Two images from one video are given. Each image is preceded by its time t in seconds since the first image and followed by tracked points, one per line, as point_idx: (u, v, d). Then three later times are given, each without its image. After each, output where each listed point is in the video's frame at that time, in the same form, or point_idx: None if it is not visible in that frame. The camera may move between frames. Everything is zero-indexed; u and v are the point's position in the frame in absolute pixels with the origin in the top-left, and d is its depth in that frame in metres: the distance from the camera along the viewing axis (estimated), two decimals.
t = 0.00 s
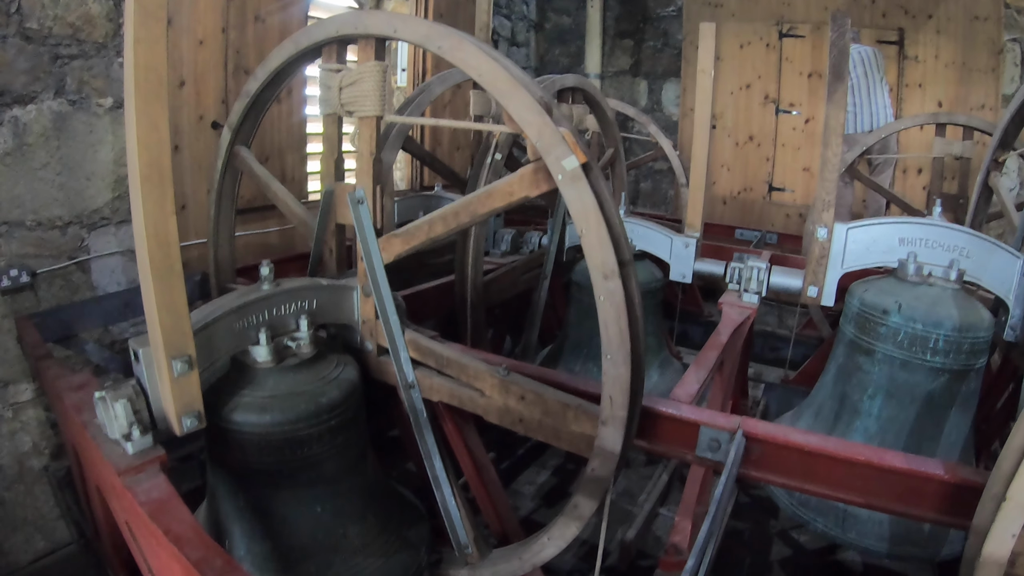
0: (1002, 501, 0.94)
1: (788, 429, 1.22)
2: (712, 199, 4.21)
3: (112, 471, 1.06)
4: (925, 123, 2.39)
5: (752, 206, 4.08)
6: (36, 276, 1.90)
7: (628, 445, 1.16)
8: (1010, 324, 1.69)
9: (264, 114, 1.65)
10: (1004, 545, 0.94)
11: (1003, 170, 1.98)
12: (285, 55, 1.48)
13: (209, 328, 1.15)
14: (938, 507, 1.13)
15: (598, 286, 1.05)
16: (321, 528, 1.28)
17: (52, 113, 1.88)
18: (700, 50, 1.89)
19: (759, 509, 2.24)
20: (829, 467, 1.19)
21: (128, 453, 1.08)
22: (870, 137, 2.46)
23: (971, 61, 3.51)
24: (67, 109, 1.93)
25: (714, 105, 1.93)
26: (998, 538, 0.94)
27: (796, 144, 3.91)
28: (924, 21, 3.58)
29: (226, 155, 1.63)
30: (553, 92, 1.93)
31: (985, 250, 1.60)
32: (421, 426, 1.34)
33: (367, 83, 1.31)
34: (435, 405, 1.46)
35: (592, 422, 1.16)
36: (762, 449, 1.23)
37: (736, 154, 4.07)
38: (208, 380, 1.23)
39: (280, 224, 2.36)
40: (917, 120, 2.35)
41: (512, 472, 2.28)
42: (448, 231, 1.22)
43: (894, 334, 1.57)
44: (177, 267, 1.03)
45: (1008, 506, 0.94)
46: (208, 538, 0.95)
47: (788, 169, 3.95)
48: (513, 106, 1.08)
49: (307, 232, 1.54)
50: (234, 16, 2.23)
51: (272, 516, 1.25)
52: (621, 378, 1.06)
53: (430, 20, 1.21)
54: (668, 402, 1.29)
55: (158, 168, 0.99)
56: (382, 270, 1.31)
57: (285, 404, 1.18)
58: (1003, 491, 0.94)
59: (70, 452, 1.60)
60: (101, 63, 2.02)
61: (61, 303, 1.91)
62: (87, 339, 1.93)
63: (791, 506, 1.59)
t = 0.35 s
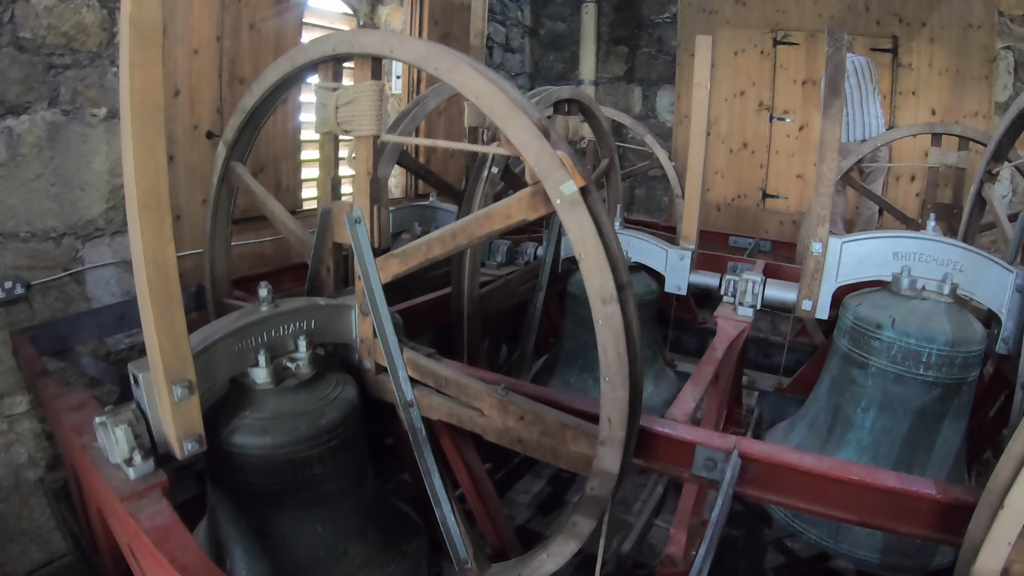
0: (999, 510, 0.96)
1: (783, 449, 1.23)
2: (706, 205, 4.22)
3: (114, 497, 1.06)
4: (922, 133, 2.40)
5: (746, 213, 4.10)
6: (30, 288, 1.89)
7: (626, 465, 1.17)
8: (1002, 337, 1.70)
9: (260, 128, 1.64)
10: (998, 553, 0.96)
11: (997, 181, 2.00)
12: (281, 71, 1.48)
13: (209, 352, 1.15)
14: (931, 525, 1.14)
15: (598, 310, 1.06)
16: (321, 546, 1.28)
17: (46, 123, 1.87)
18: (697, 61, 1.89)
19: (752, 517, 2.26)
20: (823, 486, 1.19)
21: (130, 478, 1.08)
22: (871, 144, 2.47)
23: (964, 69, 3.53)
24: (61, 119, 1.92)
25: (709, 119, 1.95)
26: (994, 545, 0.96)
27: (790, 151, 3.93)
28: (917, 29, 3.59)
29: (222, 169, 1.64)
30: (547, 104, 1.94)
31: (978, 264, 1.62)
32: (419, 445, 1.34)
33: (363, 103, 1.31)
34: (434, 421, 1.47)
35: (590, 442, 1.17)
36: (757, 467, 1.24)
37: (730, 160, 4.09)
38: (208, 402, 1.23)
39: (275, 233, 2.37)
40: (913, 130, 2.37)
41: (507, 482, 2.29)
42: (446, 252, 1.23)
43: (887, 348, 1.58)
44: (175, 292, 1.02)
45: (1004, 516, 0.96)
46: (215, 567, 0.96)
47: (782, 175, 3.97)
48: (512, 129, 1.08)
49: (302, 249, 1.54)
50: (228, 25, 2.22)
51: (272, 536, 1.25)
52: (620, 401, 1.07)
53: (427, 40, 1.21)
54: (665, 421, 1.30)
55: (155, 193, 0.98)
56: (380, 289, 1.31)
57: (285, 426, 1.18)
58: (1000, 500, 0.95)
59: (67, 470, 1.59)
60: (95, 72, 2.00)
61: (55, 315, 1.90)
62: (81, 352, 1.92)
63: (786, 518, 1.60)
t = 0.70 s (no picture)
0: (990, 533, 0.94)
1: (781, 464, 1.24)
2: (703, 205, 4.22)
3: (117, 521, 1.06)
4: (920, 136, 2.40)
5: (742, 214, 4.10)
6: (27, 297, 1.88)
7: (625, 480, 1.17)
8: (998, 344, 1.70)
9: (254, 139, 1.65)
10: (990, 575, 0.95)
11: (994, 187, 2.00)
12: (276, 84, 1.47)
13: (209, 372, 1.15)
14: (927, 538, 1.15)
15: (597, 329, 1.05)
16: (324, 560, 1.29)
17: (40, 132, 1.86)
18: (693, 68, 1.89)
19: (750, 521, 2.27)
20: (820, 501, 1.20)
21: (133, 501, 1.09)
22: (866, 148, 2.47)
23: (962, 70, 3.53)
24: (55, 127, 1.90)
25: (706, 125, 1.95)
26: (985, 566, 0.95)
27: (787, 152, 3.93)
28: (915, 29, 3.58)
29: (218, 183, 1.67)
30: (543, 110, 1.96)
31: (975, 273, 1.62)
32: (420, 460, 1.33)
33: (360, 118, 1.31)
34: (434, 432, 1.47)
35: (591, 458, 1.17)
36: (755, 482, 1.25)
37: (727, 161, 4.08)
38: (208, 421, 1.23)
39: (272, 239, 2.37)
40: (910, 133, 2.38)
41: (505, 485, 2.31)
42: (445, 268, 1.22)
43: (884, 356, 1.59)
44: (175, 316, 1.02)
45: (995, 538, 0.94)
46: None
47: (779, 176, 3.97)
48: (509, 147, 1.07)
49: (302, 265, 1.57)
50: (223, 30, 2.21)
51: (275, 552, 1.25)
52: (620, 420, 1.07)
53: (425, 56, 1.20)
54: (664, 437, 1.31)
55: (151, 216, 0.97)
56: (378, 305, 1.31)
57: (286, 444, 1.18)
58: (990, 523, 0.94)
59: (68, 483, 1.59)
60: (89, 80, 1.99)
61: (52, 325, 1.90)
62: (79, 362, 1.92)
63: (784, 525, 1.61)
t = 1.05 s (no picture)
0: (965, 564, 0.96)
1: (770, 479, 1.25)
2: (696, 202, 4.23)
3: (116, 539, 1.08)
4: (913, 139, 2.41)
5: (736, 211, 4.11)
6: (18, 300, 1.87)
7: (616, 496, 1.18)
8: (987, 353, 1.73)
9: (245, 145, 1.64)
10: None
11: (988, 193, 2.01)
12: (268, 93, 1.46)
13: (203, 388, 1.16)
14: (911, 554, 1.17)
15: (589, 352, 1.06)
16: (319, 570, 1.30)
17: (30, 133, 1.84)
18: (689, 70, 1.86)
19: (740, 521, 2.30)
20: (807, 516, 1.22)
21: (131, 518, 1.10)
22: (860, 151, 2.47)
23: (958, 71, 3.52)
24: (45, 128, 1.88)
25: (701, 129, 1.95)
26: None
27: (780, 150, 3.93)
28: (912, 29, 3.58)
29: (210, 188, 1.66)
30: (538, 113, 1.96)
31: (967, 283, 1.63)
32: (413, 470, 1.34)
33: (352, 131, 1.30)
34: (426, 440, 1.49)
35: (582, 474, 1.18)
36: (744, 496, 1.26)
37: (721, 158, 4.08)
38: (203, 435, 1.24)
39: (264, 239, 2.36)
40: (904, 136, 2.39)
41: (497, 483, 2.33)
42: (438, 284, 1.23)
43: (874, 365, 1.60)
44: (168, 338, 1.02)
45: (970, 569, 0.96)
46: None
47: (773, 174, 3.98)
48: (503, 168, 1.07)
49: (294, 274, 1.58)
50: (214, 28, 2.19)
51: (270, 563, 1.27)
52: (609, 440, 1.09)
53: (419, 71, 1.19)
54: (654, 450, 1.32)
55: (143, 241, 0.97)
56: (371, 318, 1.31)
57: (281, 458, 1.19)
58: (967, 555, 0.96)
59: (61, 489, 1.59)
60: (79, 79, 1.96)
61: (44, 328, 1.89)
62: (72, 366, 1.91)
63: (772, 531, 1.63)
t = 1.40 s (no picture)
0: None
1: (759, 489, 1.26)
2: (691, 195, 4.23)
3: (112, 552, 1.08)
4: (909, 138, 2.41)
5: (730, 204, 4.11)
6: (10, 300, 1.85)
7: (607, 507, 1.19)
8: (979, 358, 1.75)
9: (236, 145, 1.62)
10: None
11: (984, 195, 2.01)
12: (258, 96, 1.44)
13: (196, 401, 1.16)
14: (899, 564, 1.18)
15: (581, 371, 1.06)
16: None
17: (19, 132, 1.81)
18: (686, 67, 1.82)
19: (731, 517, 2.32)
20: (797, 527, 1.23)
21: (127, 532, 1.10)
22: (856, 148, 2.47)
23: (955, 67, 3.52)
24: (34, 127, 1.85)
25: (696, 128, 1.93)
26: None
27: (775, 144, 3.93)
28: (910, 25, 3.57)
29: (200, 190, 1.65)
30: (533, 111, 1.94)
31: (961, 288, 1.62)
32: (406, 476, 1.35)
33: (342, 138, 1.28)
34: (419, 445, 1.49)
35: (572, 486, 1.19)
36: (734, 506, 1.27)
37: (716, 151, 4.08)
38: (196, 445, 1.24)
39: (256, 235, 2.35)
40: (899, 134, 2.39)
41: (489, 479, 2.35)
42: (430, 296, 1.22)
43: (866, 369, 1.60)
44: (159, 356, 1.02)
45: None
46: None
47: (767, 168, 3.98)
48: (497, 184, 1.06)
49: (286, 278, 1.58)
50: (204, 22, 2.16)
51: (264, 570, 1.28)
52: (599, 456, 1.09)
53: (410, 80, 1.18)
54: (645, 458, 1.33)
55: (131, 260, 0.96)
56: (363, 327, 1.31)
57: (275, 468, 1.20)
58: None
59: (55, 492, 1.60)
60: (68, 76, 1.92)
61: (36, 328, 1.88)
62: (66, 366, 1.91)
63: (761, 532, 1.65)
